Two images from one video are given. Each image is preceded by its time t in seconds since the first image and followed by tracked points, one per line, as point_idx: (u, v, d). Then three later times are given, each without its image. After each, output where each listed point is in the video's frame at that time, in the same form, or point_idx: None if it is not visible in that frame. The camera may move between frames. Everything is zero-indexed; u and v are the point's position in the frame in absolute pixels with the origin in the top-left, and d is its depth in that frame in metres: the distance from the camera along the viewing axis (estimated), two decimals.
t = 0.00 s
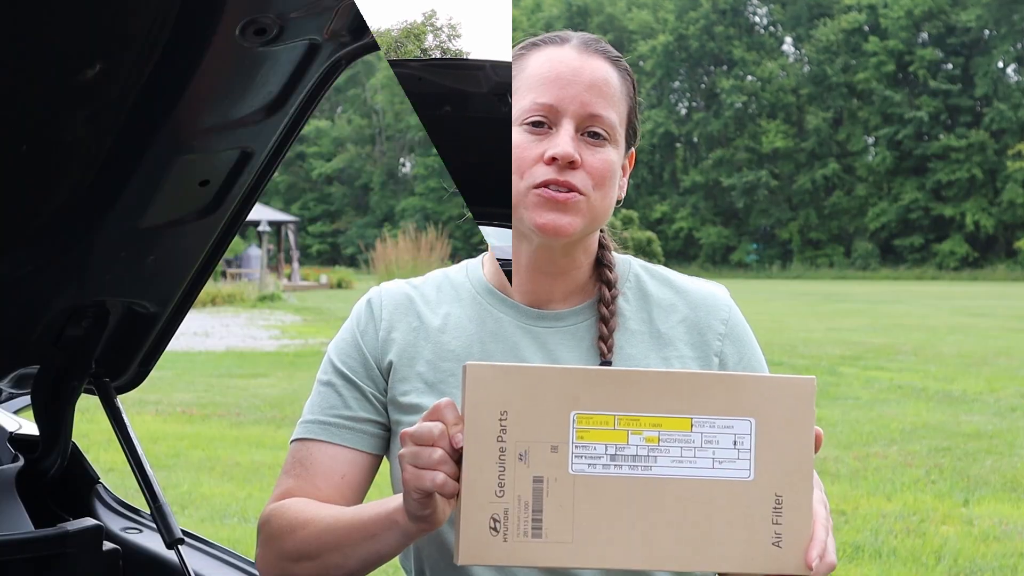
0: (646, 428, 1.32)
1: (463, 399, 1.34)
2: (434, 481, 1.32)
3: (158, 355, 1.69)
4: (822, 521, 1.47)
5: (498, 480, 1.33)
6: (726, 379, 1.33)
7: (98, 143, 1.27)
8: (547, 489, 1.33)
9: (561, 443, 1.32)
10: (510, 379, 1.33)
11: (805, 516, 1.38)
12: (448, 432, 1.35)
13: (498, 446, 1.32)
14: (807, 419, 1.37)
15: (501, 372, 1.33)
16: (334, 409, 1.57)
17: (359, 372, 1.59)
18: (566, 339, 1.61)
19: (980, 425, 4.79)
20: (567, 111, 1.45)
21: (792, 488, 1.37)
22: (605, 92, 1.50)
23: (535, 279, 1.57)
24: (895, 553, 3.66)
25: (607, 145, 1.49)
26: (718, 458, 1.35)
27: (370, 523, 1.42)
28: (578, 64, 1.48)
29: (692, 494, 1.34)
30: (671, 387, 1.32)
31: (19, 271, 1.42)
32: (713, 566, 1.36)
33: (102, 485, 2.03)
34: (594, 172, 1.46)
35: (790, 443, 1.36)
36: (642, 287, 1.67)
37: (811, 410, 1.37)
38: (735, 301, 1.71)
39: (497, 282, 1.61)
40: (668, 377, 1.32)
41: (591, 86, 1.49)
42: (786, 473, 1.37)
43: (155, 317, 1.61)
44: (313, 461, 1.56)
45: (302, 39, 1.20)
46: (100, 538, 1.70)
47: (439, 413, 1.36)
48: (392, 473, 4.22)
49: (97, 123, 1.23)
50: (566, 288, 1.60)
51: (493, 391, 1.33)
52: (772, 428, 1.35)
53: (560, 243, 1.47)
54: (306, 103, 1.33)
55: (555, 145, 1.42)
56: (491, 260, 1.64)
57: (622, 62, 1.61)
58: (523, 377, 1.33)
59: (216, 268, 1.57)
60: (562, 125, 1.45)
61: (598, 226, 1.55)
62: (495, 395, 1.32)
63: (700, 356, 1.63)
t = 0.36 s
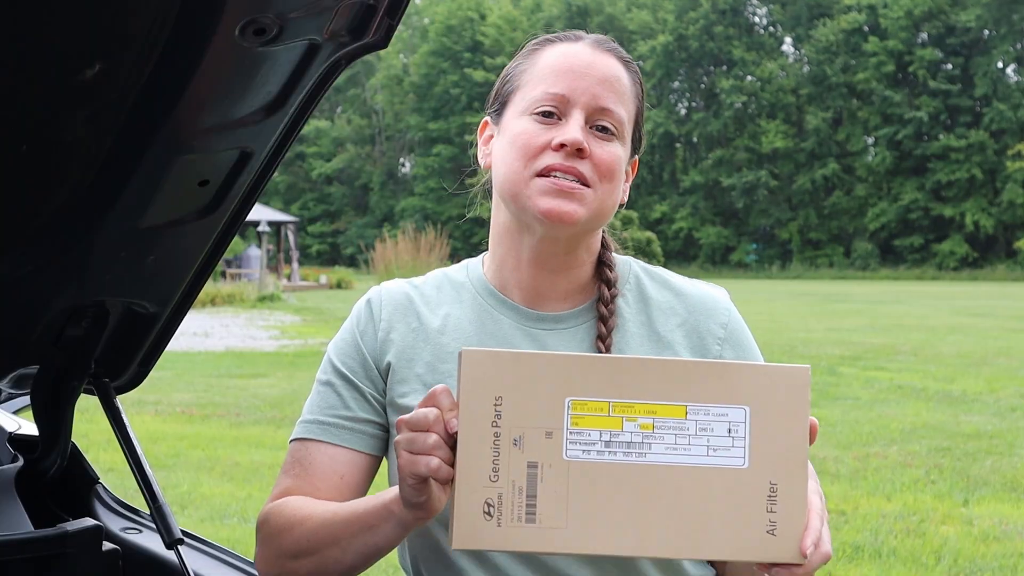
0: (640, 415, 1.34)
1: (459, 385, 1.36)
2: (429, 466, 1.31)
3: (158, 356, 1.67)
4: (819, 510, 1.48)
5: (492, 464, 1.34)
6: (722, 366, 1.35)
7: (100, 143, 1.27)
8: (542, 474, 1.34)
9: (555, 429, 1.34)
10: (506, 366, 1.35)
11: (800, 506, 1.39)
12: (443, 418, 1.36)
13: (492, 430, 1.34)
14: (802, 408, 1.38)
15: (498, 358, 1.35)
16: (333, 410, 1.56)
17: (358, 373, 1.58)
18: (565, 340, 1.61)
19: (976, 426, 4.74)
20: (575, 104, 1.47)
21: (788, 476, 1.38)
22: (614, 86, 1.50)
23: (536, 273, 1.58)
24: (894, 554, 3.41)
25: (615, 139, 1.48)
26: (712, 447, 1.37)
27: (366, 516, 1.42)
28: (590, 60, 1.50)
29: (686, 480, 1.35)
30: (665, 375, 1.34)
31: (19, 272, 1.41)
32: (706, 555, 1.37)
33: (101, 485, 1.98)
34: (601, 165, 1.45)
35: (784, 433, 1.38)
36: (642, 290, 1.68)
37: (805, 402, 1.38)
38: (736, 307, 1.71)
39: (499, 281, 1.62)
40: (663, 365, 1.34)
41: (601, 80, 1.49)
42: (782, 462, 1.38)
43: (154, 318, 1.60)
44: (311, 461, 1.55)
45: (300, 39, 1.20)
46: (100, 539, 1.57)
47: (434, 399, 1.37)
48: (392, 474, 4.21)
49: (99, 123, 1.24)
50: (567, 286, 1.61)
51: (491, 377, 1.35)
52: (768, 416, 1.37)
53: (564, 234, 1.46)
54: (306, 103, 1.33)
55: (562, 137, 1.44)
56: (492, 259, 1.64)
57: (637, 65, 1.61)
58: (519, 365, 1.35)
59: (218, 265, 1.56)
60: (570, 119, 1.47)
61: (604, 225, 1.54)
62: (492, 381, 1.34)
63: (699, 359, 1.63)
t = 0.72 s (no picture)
0: (641, 440, 1.28)
1: (459, 405, 1.32)
2: (428, 488, 1.30)
3: (158, 356, 1.68)
4: (822, 541, 1.41)
5: (491, 487, 1.30)
6: (726, 392, 1.28)
7: (101, 143, 1.27)
8: (541, 499, 1.29)
9: (556, 453, 1.29)
10: (508, 389, 1.30)
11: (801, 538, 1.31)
12: (443, 439, 1.33)
13: (491, 454, 1.30)
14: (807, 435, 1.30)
15: (497, 379, 1.30)
16: (336, 411, 1.55)
17: (360, 373, 1.57)
18: (566, 343, 1.59)
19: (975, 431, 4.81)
20: (580, 104, 1.46)
21: (792, 506, 1.31)
22: (619, 84, 1.49)
23: (539, 276, 1.55)
24: (894, 553, 3.41)
25: (619, 139, 1.48)
26: (715, 474, 1.30)
27: (366, 529, 1.42)
28: (594, 58, 1.49)
29: (687, 508, 1.29)
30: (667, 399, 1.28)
31: (16, 272, 1.42)
32: None
33: (102, 485, 1.98)
34: (607, 165, 1.44)
35: (788, 461, 1.30)
36: (647, 292, 1.65)
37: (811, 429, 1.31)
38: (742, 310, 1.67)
39: (502, 283, 1.60)
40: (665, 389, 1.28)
41: (606, 77, 1.48)
42: (787, 491, 1.30)
43: (154, 319, 1.60)
44: (314, 461, 1.54)
45: (300, 39, 1.20)
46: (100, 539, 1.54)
47: (435, 419, 1.34)
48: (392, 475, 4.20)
49: (98, 124, 1.24)
50: (571, 291, 1.58)
51: (491, 398, 1.30)
52: (773, 443, 1.29)
53: (570, 236, 1.46)
54: (307, 103, 1.34)
55: (567, 137, 1.43)
56: (495, 259, 1.62)
57: (639, 61, 1.60)
58: (520, 387, 1.30)
59: (218, 265, 1.56)
60: (575, 118, 1.46)
61: (609, 226, 1.53)
62: (493, 402, 1.30)
63: (703, 367, 1.61)
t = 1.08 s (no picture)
0: (640, 441, 1.28)
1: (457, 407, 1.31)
2: (423, 482, 1.28)
3: (158, 357, 1.67)
4: (816, 551, 1.40)
5: (486, 486, 1.29)
6: (725, 397, 1.28)
7: (102, 144, 1.27)
8: (536, 498, 1.29)
9: (554, 453, 1.29)
10: (509, 388, 1.29)
11: (796, 543, 1.30)
12: (442, 436, 1.31)
13: (488, 453, 1.29)
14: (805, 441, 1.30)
15: (500, 378, 1.29)
16: (337, 413, 1.54)
17: (361, 373, 1.56)
18: (568, 346, 1.57)
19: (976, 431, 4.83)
20: (577, 110, 1.44)
21: (787, 512, 1.30)
22: (617, 89, 1.46)
23: (540, 279, 1.54)
24: (894, 553, 3.39)
25: (619, 144, 1.45)
26: (711, 478, 1.29)
27: (365, 529, 1.41)
28: (591, 62, 1.46)
29: (683, 513, 1.28)
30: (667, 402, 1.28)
31: (13, 274, 1.42)
32: None
33: (102, 486, 1.97)
34: (605, 171, 1.42)
35: (784, 470, 1.29)
36: (651, 295, 1.64)
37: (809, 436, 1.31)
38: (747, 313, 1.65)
39: (503, 283, 1.59)
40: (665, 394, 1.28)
41: (604, 82, 1.45)
42: (782, 495, 1.30)
43: (154, 318, 1.60)
44: (313, 463, 1.54)
45: (300, 40, 1.20)
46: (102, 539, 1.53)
47: (434, 416, 1.32)
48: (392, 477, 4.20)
49: (99, 122, 1.24)
50: (573, 293, 1.57)
51: (490, 398, 1.29)
52: (770, 450, 1.29)
53: (569, 241, 1.45)
54: (306, 104, 1.34)
55: (564, 145, 1.41)
56: (497, 260, 1.61)
57: (639, 60, 1.57)
58: (520, 388, 1.29)
59: (219, 266, 1.56)
60: (573, 125, 1.44)
61: (610, 227, 1.51)
62: (490, 402, 1.29)
63: (706, 372, 1.59)
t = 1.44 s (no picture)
0: (634, 465, 1.20)
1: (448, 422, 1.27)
2: (415, 502, 1.28)
3: (159, 356, 1.67)
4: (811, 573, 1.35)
5: (477, 506, 1.24)
6: (723, 420, 1.20)
7: (101, 145, 1.28)
8: (527, 519, 1.22)
9: (545, 474, 1.22)
10: (499, 403, 1.23)
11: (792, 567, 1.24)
12: (432, 455, 1.29)
13: (480, 472, 1.24)
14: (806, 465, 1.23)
15: (488, 396, 1.24)
16: (338, 413, 1.54)
17: (362, 374, 1.56)
18: (569, 350, 1.56)
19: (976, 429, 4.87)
20: (568, 110, 1.43)
21: (786, 539, 1.23)
22: (609, 87, 1.45)
23: (538, 283, 1.55)
24: (895, 553, 3.39)
25: (612, 143, 1.44)
26: (707, 502, 1.22)
27: (361, 537, 1.41)
28: (582, 61, 1.45)
29: (679, 535, 1.21)
30: (662, 422, 1.20)
31: (13, 274, 1.42)
32: None
33: (103, 485, 1.96)
34: (598, 171, 1.41)
35: (786, 492, 1.22)
36: (651, 296, 1.64)
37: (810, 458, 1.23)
38: (747, 316, 1.65)
39: (503, 287, 1.59)
40: (660, 414, 1.20)
41: (595, 81, 1.44)
42: (781, 520, 1.23)
43: (155, 317, 1.60)
44: (314, 463, 1.54)
45: (301, 39, 1.20)
46: (101, 538, 1.53)
47: (426, 433, 1.31)
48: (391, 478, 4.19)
49: (100, 121, 1.24)
50: (573, 293, 1.57)
51: (480, 412, 1.24)
52: (771, 473, 1.22)
53: (564, 246, 1.44)
54: (308, 100, 1.33)
55: (557, 145, 1.40)
56: (496, 262, 1.61)
57: (633, 58, 1.57)
58: (511, 404, 1.23)
59: (219, 265, 1.56)
60: (565, 126, 1.43)
61: (607, 228, 1.51)
62: (480, 420, 1.24)
63: (705, 375, 1.59)
